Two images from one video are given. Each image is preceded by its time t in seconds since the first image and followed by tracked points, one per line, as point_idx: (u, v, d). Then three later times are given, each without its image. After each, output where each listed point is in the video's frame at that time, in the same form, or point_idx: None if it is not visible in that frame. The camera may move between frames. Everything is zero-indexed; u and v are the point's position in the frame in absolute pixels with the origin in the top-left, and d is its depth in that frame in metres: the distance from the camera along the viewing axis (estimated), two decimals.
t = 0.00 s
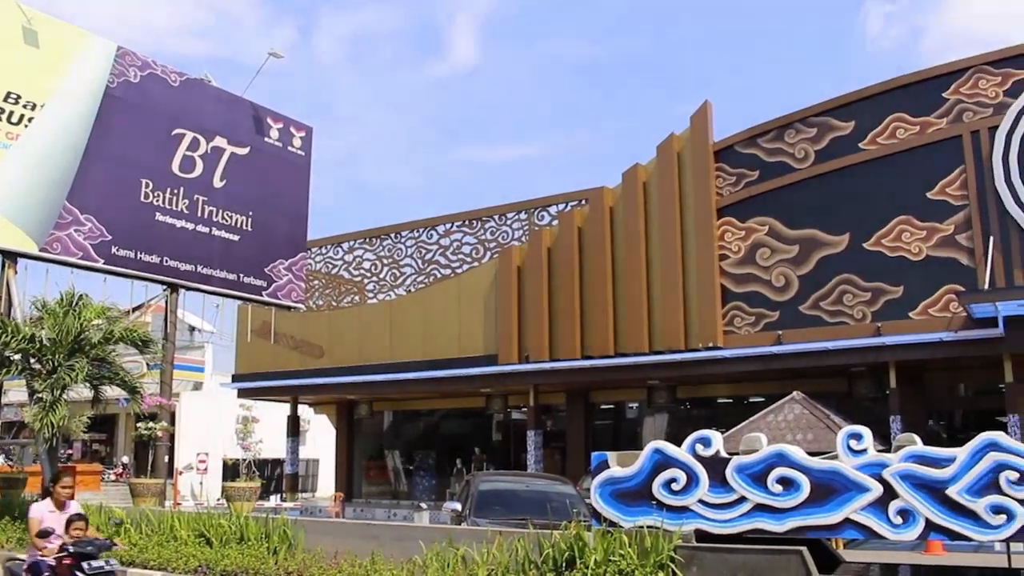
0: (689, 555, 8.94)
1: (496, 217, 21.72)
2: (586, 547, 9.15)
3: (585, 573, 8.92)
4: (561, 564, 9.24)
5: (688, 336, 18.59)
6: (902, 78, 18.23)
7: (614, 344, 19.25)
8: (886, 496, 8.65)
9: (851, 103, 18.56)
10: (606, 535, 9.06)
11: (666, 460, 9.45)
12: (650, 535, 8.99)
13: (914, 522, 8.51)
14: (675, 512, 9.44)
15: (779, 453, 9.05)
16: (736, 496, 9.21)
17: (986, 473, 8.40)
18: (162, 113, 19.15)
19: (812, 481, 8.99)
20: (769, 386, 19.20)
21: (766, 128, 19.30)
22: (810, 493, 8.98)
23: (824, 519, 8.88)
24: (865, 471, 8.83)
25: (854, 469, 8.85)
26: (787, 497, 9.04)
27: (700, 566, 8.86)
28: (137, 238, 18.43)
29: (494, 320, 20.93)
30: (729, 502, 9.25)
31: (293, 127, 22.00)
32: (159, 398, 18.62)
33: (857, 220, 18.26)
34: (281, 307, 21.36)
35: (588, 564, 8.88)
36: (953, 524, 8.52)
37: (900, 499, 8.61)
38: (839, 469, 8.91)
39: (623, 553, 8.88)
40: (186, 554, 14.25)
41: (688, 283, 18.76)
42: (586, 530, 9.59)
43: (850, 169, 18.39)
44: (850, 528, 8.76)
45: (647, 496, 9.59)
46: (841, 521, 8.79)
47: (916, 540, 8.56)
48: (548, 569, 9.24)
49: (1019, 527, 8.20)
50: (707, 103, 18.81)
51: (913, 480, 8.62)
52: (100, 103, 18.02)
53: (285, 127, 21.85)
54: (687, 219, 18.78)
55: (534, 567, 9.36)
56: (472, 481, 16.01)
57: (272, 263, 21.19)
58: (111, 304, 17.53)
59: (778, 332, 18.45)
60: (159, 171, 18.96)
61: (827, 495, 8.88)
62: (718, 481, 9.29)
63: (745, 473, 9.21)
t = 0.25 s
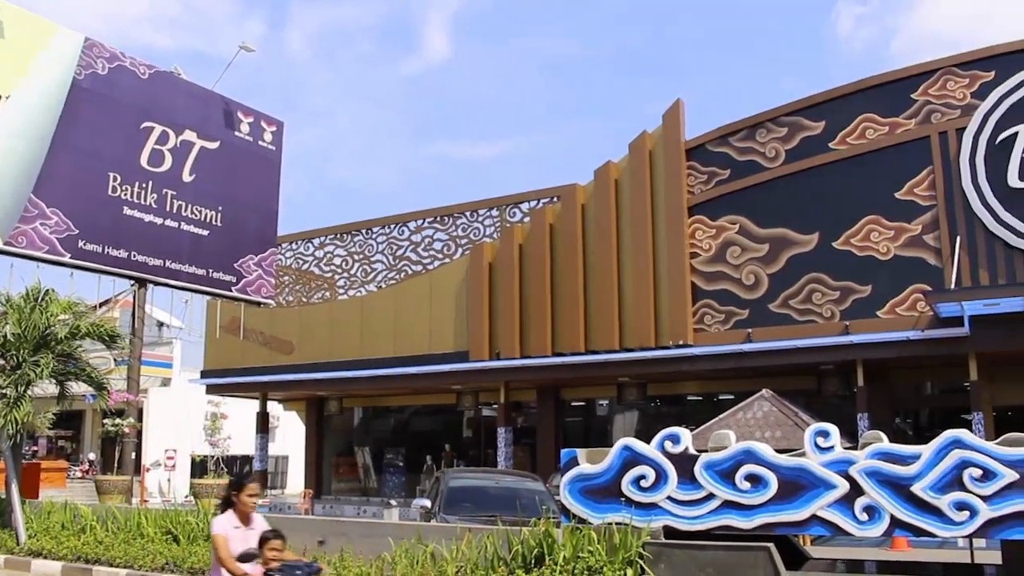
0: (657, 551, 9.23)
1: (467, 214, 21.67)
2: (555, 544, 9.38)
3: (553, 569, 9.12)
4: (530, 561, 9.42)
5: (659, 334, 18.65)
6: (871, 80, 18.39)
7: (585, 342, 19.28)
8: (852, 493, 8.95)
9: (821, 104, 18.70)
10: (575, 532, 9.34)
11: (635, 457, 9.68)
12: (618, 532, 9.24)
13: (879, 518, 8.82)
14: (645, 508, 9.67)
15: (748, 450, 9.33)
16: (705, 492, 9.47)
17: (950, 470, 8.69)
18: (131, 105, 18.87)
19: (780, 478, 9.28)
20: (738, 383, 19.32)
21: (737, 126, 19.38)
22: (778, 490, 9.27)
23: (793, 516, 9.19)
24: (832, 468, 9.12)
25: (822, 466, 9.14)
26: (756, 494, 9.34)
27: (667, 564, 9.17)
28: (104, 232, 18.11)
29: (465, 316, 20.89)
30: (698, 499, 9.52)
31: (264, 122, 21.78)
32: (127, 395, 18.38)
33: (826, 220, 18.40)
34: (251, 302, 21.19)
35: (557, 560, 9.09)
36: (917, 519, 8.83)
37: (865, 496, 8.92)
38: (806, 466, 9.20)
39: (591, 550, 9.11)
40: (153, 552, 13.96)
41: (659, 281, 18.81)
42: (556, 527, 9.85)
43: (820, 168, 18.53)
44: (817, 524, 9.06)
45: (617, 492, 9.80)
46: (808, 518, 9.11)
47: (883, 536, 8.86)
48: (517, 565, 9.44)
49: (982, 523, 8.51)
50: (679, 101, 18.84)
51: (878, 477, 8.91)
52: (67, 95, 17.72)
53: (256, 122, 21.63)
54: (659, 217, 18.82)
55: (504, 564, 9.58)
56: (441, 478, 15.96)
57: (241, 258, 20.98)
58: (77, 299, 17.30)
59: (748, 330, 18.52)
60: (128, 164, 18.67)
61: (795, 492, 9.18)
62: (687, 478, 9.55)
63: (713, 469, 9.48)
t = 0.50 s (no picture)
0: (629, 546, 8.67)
1: (442, 210, 21.63)
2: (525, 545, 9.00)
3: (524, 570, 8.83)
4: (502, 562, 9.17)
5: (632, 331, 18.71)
6: (845, 79, 18.51)
7: (559, 339, 19.32)
8: (822, 489, 8.54)
9: (794, 103, 18.80)
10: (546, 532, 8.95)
11: (607, 453, 9.24)
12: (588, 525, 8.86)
13: (850, 514, 8.43)
14: (616, 504, 9.28)
15: (719, 446, 8.96)
16: (676, 489, 9.05)
17: (919, 466, 8.32)
18: (103, 97, 18.62)
19: (752, 474, 8.86)
20: (711, 380, 19.42)
21: (712, 125, 19.43)
22: (750, 486, 8.85)
23: (765, 511, 8.78)
24: (803, 464, 8.71)
25: (794, 462, 8.72)
26: (728, 490, 8.91)
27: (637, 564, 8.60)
28: (75, 226, 17.90)
29: (439, 313, 20.86)
30: (668, 495, 9.09)
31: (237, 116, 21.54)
32: (97, 390, 17.97)
33: (799, 218, 18.51)
34: (224, 298, 21.02)
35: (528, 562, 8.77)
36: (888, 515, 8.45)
37: (836, 493, 8.51)
38: (778, 462, 8.77)
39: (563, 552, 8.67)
40: (124, 549, 13.77)
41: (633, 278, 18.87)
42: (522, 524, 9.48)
43: (793, 167, 18.64)
44: (789, 521, 8.65)
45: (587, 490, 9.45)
46: (781, 514, 8.70)
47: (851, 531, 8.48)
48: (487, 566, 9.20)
49: (951, 518, 8.13)
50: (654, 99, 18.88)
51: (849, 473, 8.52)
52: (36, 87, 17.53)
53: (229, 116, 21.39)
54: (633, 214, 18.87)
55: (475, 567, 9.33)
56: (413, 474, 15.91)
57: (214, 253, 20.81)
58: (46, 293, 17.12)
59: (721, 327, 18.61)
60: (99, 157, 18.46)
61: (767, 488, 8.76)
62: (658, 474, 9.14)
63: (685, 465, 9.06)
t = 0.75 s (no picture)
0: (599, 543, 8.81)
1: (414, 206, 21.62)
2: (497, 536, 9.33)
3: (495, 562, 9.01)
4: (472, 554, 9.50)
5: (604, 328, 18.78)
6: (815, 79, 18.66)
7: (530, 335, 19.34)
8: (790, 486, 8.21)
9: (765, 102, 18.94)
10: (517, 524, 9.18)
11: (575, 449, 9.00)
12: (560, 524, 8.91)
13: (816, 511, 8.09)
14: (586, 500, 9.02)
15: (688, 443, 8.61)
16: (643, 485, 8.76)
17: (885, 462, 7.96)
18: (71, 89, 18.28)
19: (719, 470, 8.53)
20: (681, 377, 19.54)
21: (683, 123, 19.52)
22: (718, 483, 8.52)
23: (733, 508, 8.44)
24: (770, 461, 8.38)
25: (762, 459, 8.41)
26: (697, 487, 8.59)
27: (609, 556, 8.78)
28: (42, 219, 17.59)
29: (411, 309, 20.83)
30: (637, 492, 8.80)
31: (208, 110, 21.25)
32: (65, 385, 17.68)
33: (769, 216, 18.63)
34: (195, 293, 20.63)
35: (498, 554, 9.02)
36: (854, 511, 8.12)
37: (802, 489, 8.18)
38: (746, 458, 8.44)
39: (534, 542, 8.95)
40: (88, 546, 13.58)
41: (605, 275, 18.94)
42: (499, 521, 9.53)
43: (763, 165, 18.77)
44: (757, 517, 8.34)
45: (559, 485, 9.16)
46: (751, 510, 8.36)
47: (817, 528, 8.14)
48: (457, 559, 9.51)
49: (915, 516, 7.80)
50: (626, 97, 18.93)
51: (816, 470, 8.17)
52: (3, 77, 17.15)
53: (200, 110, 21.11)
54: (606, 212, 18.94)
55: (446, 558, 9.65)
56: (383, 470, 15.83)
57: (185, 248, 20.42)
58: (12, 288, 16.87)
59: (691, 324, 18.72)
60: (67, 149, 18.11)
61: (736, 485, 8.43)
62: (627, 471, 8.83)
63: (654, 462, 8.77)
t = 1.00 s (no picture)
0: (570, 540, 8.80)
1: (388, 201, 21.56)
2: (469, 533, 9.21)
3: (466, 558, 8.80)
4: (444, 551, 9.36)
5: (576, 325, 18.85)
6: (787, 79, 18.78)
7: (503, 332, 19.37)
8: (760, 482, 8.25)
9: (739, 101, 19.03)
10: (488, 521, 9.02)
11: (547, 446, 9.05)
12: (532, 520, 8.85)
13: (786, 507, 8.14)
14: (557, 497, 9.05)
15: (659, 439, 8.67)
16: (615, 482, 8.81)
17: (854, 460, 8.03)
18: (41, 80, 17.91)
19: (690, 468, 8.59)
20: (654, 375, 19.64)
21: (657, 121, 19.58)
22: (689, 480, 8.60)
23: (703, 505, 8.51)
24: (741, 458, 8.42)
25: (731, 456, 8.46)
26: (668, 484, 8.66)
27: (581, 552, 8.75)
28: (10, 212, 17.24)
29: (384, 305, 20.78)
30: (609, 488, 8.85)
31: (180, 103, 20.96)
32: (32, 380, 17.32)
33: (742, 215, 18.73)
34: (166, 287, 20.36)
35: (469, 549, 8.79)
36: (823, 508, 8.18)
37: (772, 486, 8.23)
38: (716, 455, 8.51)
39: (505, 539, 8.79)
40: (55, 543, 13.11)
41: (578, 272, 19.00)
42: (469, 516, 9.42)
43: (736, 164, 18.87)
44: (727, 514, 8.40)
45: (531, 482, 9.21)
46: (720, 507, 8.43)
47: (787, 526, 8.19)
48: (431, 555, 9.40)
49: (883, 512, 7.87)
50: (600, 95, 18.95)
51: (785, 467, 8.23)
52: None
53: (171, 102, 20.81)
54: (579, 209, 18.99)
55: (416, 555, 9.48)
56: (355, 467, 15.75)
57: (156, 241, 20.17)
58: None
59: (664, 322, 18.79)
60: (37, 141, 17.75)
61: (706, 481, 8.50)
62: (599, 468, 8.89)
63: (625, 459, 8.82)
